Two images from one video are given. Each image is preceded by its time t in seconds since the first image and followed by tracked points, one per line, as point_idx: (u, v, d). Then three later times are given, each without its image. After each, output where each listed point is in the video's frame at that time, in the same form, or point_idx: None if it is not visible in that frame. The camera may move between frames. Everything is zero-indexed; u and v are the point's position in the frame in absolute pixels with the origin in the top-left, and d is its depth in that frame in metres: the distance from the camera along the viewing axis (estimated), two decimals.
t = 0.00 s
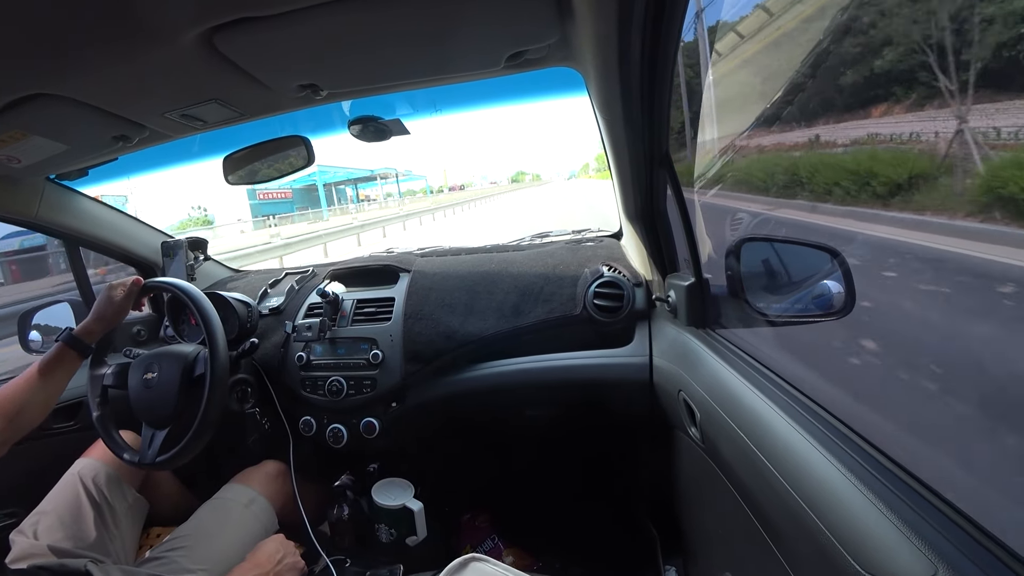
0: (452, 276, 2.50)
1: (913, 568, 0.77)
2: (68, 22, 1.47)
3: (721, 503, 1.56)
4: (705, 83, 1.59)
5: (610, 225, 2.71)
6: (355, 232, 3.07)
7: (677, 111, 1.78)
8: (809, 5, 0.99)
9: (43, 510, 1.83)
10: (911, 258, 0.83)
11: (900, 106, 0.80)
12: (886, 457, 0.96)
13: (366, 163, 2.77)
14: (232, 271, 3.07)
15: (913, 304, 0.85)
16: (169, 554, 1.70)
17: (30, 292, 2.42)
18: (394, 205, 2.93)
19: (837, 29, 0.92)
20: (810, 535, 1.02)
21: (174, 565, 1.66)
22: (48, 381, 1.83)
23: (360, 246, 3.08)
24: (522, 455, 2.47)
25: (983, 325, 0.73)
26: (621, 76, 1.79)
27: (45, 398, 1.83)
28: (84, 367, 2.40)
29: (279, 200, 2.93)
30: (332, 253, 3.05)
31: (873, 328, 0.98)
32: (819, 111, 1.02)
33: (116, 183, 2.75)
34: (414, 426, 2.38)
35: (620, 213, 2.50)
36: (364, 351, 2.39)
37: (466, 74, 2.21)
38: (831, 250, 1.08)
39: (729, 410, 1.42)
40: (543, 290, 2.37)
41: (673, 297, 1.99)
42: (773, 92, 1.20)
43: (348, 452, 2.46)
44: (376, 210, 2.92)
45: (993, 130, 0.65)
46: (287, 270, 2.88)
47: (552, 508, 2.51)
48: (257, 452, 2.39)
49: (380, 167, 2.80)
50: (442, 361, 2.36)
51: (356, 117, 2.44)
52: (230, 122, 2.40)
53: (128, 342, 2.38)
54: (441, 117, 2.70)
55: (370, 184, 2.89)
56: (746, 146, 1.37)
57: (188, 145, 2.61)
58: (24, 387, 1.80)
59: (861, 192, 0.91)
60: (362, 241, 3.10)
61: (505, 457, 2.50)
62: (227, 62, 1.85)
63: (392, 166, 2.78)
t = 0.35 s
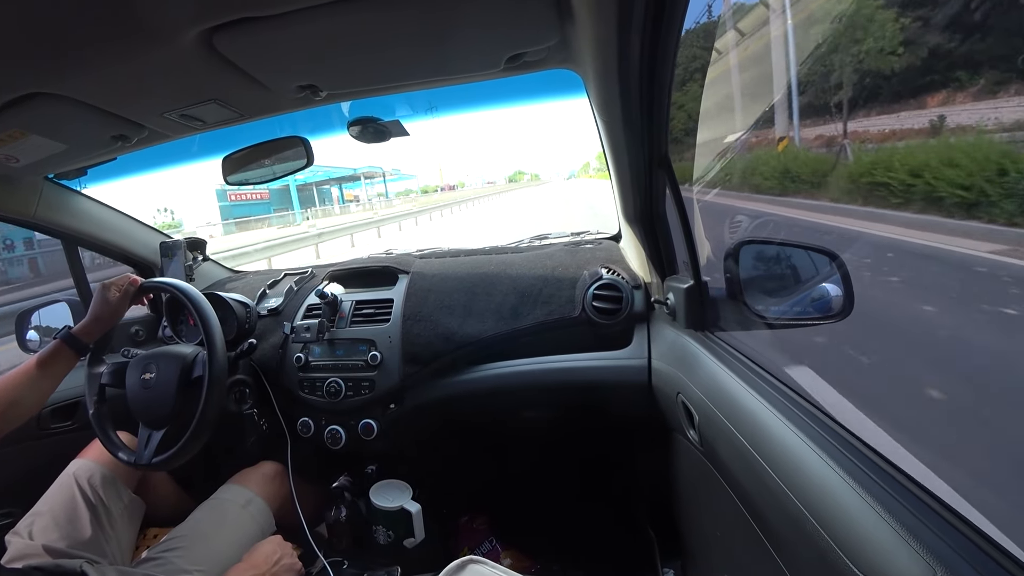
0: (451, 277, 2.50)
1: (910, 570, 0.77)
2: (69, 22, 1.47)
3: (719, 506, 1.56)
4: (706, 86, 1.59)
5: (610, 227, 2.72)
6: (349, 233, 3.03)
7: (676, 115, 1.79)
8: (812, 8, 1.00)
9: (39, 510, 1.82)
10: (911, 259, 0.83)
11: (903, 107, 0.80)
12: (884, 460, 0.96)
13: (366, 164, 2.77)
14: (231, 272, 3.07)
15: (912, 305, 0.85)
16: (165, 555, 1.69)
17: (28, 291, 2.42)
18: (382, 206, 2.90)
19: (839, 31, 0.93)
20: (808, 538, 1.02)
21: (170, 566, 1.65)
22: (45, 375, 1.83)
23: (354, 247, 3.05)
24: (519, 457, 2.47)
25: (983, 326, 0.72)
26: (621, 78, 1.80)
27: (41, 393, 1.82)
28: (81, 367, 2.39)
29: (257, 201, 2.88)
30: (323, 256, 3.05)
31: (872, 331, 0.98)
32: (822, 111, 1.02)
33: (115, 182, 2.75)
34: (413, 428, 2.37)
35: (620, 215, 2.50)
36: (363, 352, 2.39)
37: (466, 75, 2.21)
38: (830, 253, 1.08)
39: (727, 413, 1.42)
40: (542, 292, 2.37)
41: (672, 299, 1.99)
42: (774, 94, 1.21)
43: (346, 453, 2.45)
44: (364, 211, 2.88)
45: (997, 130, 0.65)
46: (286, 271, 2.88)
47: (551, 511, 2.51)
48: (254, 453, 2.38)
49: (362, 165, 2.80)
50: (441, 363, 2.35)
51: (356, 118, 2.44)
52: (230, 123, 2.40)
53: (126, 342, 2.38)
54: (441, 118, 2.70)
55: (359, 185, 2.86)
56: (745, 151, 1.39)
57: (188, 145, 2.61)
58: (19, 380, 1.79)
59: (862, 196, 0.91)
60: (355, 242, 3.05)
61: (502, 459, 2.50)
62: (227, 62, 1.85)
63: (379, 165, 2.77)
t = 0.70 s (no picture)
0: (451, 277, 2.50)
1: (909, 569, 0.78)
2: (68, 21, 1.47)
3: (719, 505, 1.56)
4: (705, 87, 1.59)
5: (609, 226, 2.72)
6: (342, 236, 2.97)
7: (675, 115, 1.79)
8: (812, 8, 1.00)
9: (39, 510, 1.82)
10: (910, 259, 0.83)
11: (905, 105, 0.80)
12: (883, 459, 0.97)
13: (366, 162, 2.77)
14: (230, 271, 3.06)
15: (912, 305, 0.85)
16: (165, 555, 1.69)
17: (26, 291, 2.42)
18: (368, 208, 2.82)
19: (839, 34, 0.93)
20: (807, 537, 1.02)
21: (170, 565, 1.65)
22: (47, 380, 1.83)
23: (347, 250, 3.00)
24: (518, 456, 2.48)
25: (982, 326, 0.73)
26: (620, 78, 1.80)
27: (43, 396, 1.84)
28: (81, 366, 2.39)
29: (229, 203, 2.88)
30: (314, 258, 3.03)
31: (870, 330, 0.98)
32: (821, 111, 1.03)
33: (114, 182, 2.75)
34: (412, 427, 2.37)
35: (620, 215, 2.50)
36: (362, 351, 2.39)
37: (465, 74, 2.21)
38: (829, 252, 1.08)
39: (727, 412, 1.42)
40: (541, 291, 2.37)
41: (672, 298, 1.99)
42: (774, 95, 1.21)
43: (346, 453, 2.45)
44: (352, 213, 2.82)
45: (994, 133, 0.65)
46: (286, 270, 2.88)
47: (550, 511, 2.51)
48: (254, 453, 2.38)
49: (344, 165, 2.80)
50: (440, 362, 2.36)
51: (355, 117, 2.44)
52: (228, 121, 2.40)
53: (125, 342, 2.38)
54: (440, 117, 2.70)
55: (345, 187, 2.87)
56: (744, 151, 1.39)
57: (187, 144, 2.61)
58: (22, 384, 1.81)
59: (862, 196, 0.91)
60: (348, 243, 3.00)
61: (501, 458, 2.50)
62: (226, 61, 1.85)
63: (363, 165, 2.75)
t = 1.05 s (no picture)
0: (451, 277, 2.50)
1: (912, 569, 0.77)
2: (67, 22, 1.47)
3: (721, 505, 1.56)
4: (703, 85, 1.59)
5: (610, 226, 2.72)
6: (336, 235, 3.10)
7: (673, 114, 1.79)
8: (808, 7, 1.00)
9: (40, 511, 1.82)
10: (911, 257, 0.83)
11: (905, 104, 0.79)
12: (884, 458, 0.97)
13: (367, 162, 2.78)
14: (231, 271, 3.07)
15: (913, 303, 0.85)
16: (167, 555, 1.69)
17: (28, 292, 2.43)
18: (351, 209, 2.93)
19: (835, 29, 0.93)
20: (809, 536, 1.02)
21: (172, 566, 1.66)
22: (51, 381, 1.84)
23: (340, 249, 3.11)
24: (519, 455, 2.48)
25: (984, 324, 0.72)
26: (619, 77, 1.80)
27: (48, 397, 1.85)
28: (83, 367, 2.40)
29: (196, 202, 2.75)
30: (305, 258, 3.10)
31: (871, 329, 0.98)
32: (820, 108, 1.02)
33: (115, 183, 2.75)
34: (413, 427, 2.37)
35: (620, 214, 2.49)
36: (363, 351, 2.39)
37: (465, 74, 2.21)
38: (831, 250, 1.08)
39: (728, 411, 1.42)
40: (542, 290, 2.37)
41: (673, 297, 1.99)
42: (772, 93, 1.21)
43: (348, 453, 2.46)
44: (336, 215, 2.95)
45: (993, 131, 0.65)
46: (287, 271, 2.89)
47: (552, 510, 2.51)
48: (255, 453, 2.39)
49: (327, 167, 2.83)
50: (441, 361, 2.36)
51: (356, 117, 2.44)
52: (229, 122, 2.40)
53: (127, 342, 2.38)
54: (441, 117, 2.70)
55: (328, 185, 2.93)
56: (743, 149, 1.39)
57: (188, 145, 2.61)
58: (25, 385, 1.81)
59: (862, 193, 0.91)
60: (341, 243, 3.11)
61: (502, 457, 2.50)
62: (226, 62, 1.85)
63: (345, 166, 2.78)
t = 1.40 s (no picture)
0: (451, 274, 2.50)
1: (909, 568, 0.77)
2: (67, 18, 1.47)
3: (718, 504, 1.56)
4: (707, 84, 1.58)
5: (610, 225, 2.75)
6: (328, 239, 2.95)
7: (676, 113, 1.79)
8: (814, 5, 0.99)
9: (39, 506, 1.82)
10: (908, 258, 0.83)
11: (906, 105, 0.79)
12: (882, 458, 0.96)
13: (366, 159, 2.77)
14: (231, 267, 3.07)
15: (910, 304, 0.85)
16: (166, 550, 1.70)
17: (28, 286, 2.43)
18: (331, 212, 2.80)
19: (841, 27, 0.92)
20: (806, 536, 1.02)
21: (171, 561, 1.66)
22: (53, 373, 1.84)
23: (333, 253, 2.99)
24: (518, 454, 2.48)
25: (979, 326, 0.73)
26: (622, 74, 1.79)
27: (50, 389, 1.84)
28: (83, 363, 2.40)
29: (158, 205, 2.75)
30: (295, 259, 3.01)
31: (869, 330, 0.98)
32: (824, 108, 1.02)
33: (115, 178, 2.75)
34: (412, 424, 2.38)
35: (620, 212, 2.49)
36: (363, 348, 2.39)
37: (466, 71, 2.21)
38: (830, 250, 1.07)
39: (727, 410, 1.42)
40: (541, 288, 2.37)
41: (672, 296, 1.99)
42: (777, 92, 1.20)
43: (347, 449, 2.46)
44: (323, 214, 2.82)
45: (996, 132, 0.64)
46: (287, 268, 2.89)
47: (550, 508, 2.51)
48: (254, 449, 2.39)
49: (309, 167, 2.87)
50: (440, 359, 2.36)
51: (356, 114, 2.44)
52: (229, 118, 2.39)
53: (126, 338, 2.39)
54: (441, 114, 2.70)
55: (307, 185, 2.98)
56: (747, 148, 1.38)
57: (188, 141, 2.61)
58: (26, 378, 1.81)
59: (862, 193, 0.90)
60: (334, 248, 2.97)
61: (501, 456, 2.50)
62: (226, 58, 1.85)
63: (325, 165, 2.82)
